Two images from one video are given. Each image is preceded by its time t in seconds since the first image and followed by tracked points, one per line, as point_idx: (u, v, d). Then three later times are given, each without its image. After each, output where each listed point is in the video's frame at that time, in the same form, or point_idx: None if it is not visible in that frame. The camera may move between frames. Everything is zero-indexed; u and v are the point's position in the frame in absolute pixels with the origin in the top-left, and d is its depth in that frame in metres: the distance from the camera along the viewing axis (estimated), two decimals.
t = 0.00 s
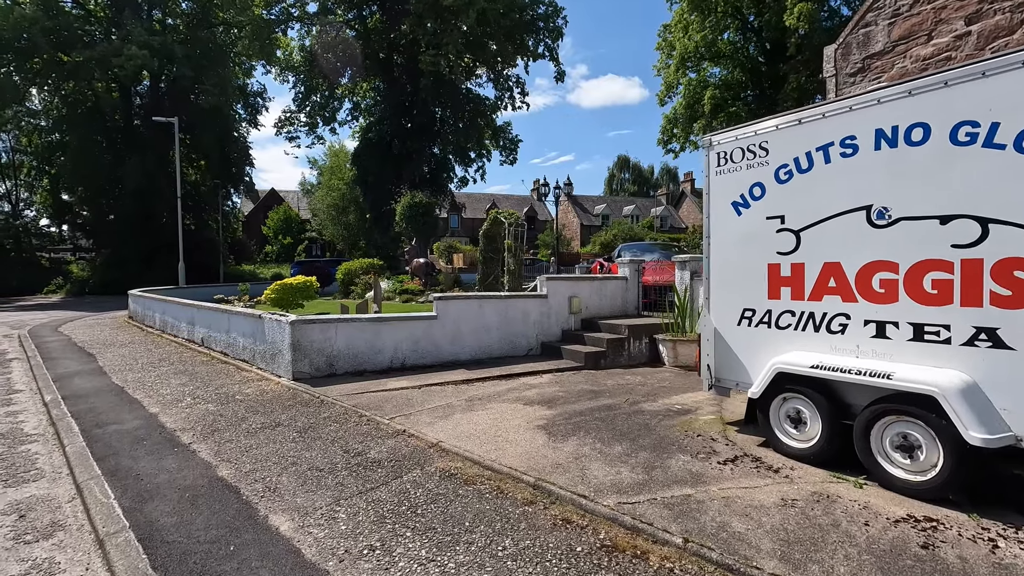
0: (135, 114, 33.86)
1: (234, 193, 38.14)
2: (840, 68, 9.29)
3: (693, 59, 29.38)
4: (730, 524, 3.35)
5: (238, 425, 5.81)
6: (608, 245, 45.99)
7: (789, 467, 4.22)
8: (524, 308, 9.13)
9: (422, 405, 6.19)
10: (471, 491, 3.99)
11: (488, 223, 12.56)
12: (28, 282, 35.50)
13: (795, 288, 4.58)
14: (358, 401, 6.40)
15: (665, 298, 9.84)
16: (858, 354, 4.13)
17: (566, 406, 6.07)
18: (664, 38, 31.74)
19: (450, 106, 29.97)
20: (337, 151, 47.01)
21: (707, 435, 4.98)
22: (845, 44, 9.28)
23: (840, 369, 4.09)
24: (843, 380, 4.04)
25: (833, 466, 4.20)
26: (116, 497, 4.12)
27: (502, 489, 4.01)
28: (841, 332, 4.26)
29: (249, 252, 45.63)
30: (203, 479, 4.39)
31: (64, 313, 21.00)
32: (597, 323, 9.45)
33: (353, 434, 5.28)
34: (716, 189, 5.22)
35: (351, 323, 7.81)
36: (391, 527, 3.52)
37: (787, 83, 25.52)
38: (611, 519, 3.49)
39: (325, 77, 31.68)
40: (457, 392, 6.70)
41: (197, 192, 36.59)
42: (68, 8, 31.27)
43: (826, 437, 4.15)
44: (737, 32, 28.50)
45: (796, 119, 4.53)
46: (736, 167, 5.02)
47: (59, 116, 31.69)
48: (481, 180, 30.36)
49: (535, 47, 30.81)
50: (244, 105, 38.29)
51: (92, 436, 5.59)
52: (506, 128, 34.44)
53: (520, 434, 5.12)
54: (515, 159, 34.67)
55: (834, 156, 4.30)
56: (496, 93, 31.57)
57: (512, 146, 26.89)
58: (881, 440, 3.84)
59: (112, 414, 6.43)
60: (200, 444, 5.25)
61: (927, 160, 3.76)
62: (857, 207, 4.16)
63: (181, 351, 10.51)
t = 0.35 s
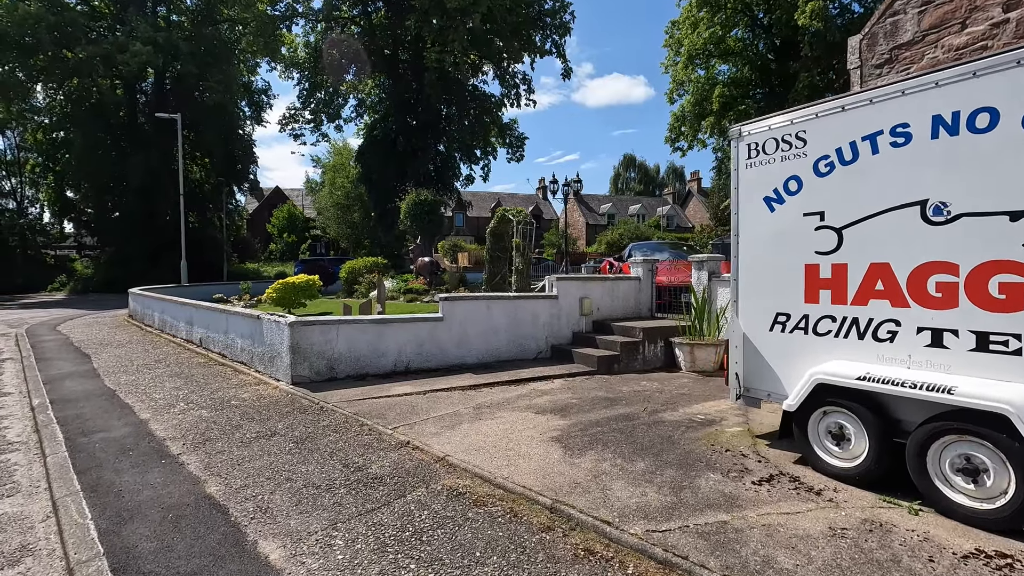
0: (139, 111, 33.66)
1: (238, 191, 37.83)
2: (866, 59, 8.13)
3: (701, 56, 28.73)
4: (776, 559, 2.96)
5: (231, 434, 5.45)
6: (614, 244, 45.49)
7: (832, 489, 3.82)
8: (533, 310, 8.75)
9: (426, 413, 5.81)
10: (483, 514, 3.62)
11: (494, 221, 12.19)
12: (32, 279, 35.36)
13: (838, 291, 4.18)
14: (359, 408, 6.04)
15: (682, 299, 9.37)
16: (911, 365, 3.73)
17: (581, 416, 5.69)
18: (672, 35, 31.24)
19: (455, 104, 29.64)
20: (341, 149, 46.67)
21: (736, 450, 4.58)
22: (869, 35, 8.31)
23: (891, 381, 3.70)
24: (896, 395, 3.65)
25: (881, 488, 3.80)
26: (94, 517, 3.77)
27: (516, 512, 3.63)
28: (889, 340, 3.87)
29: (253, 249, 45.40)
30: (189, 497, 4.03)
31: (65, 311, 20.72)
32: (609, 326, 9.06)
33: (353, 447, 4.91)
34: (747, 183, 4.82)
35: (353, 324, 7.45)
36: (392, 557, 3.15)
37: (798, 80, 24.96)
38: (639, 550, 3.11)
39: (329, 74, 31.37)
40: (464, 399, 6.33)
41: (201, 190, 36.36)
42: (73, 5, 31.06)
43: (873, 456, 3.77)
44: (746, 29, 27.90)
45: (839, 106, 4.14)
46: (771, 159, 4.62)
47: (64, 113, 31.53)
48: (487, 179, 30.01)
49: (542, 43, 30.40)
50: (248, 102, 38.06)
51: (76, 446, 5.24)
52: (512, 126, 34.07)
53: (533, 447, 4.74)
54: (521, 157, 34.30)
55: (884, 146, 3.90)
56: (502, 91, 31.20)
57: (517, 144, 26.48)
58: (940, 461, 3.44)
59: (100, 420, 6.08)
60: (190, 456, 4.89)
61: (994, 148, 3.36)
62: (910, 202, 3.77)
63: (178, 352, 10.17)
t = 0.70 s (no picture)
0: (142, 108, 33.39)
1: (242, 189, 37.35)
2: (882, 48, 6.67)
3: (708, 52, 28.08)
4: None
5: (214, 444, 5.06)
6: (619, 243, 44.98)
7: (877, 515, 3.40)
8: (539, 310, 8.33)
9: (424, 422, 5.40)
10: (485, 542, 3.22)
11: (499, 218, 11.76)
12: (34, 277, 35.19)
13: (881, 292, 3.75)
14: (353, 416, 5.64)
15: (697, 299, 8.91)
16: (969, 378, 3.31)
17: (591, 425, 5.27)
18: (679, 31, 30.69)
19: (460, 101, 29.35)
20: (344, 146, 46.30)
21: (764, 467, 4.16)
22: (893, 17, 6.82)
23: (946, 395, 3.26)
24: (951, 410, 3.22)
25: (933, 516, 3.37)
26: (50, 540, 3.39)
27: (521, 541, 3.23)
28: (941, 348, 3.45)
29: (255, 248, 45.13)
30: (160, 518, 3.64)
31: (64, 309, 20.45)
32: (619, 327, 8.63)
33: (344, 460, 4.52)
34: (775, 173, 4.40)
35: (349, 325, 7.05)
36: None
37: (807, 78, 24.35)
38: None
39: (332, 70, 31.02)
40: (465, 406, 5.94)
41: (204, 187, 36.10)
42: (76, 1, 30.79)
43: (924, 478, 3.35)
44: (754, 26, 27.30)
45: (884, 86, 3.71)
46: (805, 146, 4.19)
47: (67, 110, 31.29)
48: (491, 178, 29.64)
49: (548, 38, 29.91)
50: (252, 100, 37.80)
51: (47, 456, 4.85)
52: (516, 123, 33.68)
53: (539, 462, 4.32)
54: (525, 154, 33.90)
55: (937, 129, 3.47)
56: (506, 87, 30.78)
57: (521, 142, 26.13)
58: (1005, 488, 3.01)
59: (78, 426, 5.70)
60: (169, 469, 4.51)
61: None
62: (967, 193, 3.35)
63: (171, 353, 9.82)
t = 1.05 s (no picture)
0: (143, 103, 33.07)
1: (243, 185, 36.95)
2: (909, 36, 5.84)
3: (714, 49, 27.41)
4: None
5: (194, 455, 4.68)
6: (622, 242, 44.54)
7: (932, 548, 3.00)
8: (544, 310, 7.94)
9: (420, 432, 5.01)
10: None
11: (502, 214, 11.38)
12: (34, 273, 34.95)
13: (933, 294, 3.34)
14: (345, 423, 5.26)
15: (710, 300, 8.46)
16: None
17: (603, 437, 4.85)
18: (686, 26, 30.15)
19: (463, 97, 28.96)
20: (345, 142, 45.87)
21: (797, 487, 3.77)
22: None
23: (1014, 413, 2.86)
24: (1021, 430, 2.81)
25: (996, 550, 2.96)
26: None
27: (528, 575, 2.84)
28: (1005, 359, 3.04)
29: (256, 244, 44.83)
30: (124, 544, 3.25)
31: (61, 306, 20.14)
32: (628, 328, 8.23)
33: (334, 474, 4.13)
34: (810, 162, 4.00)
35: (345, 325, 6.67)
36: None
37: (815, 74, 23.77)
38: None
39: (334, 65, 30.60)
40: (466, 413, 5.55)
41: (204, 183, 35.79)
42: None
43: (988, 506, 2.94)
44: (762, 21, 26.71)
45: (938, 62, 3.32)
46: (844, 132, 3.79)
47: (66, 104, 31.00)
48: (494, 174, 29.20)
49: (552, 33, 29.44)
50: (253, 95, 37.45)
51: (13, 466, 4.49)
52: (520, 119, 33.25)
53: (547, 478, 3.93)
54: (529, 151, 33.46)
55: (1003, 108, 3.07)
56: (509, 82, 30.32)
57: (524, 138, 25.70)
58: None
59: (52, 434, 5.32)
60: (143, 483, 4.13)
61: None
62: None
63: (161, 352, 9.46)
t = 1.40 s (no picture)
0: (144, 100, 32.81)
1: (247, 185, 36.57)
2: (934, 23, 4.97)
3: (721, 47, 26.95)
4: None
5: (176, 473, 4.31)
6: (626, 242, 44.13)
7: None
8: (552, 314, 7.57)
9: (420, 447, 4.64)
10: None
11: (507, 213, 10.94)
12: (34, 272, 34.72)
13: (998, 303, 2.97)
14: (341, 436, 4.90)
15: (725, 304, 8.07)
16: None
17: (618, 454, 4.49)
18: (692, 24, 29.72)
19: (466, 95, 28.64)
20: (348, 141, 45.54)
21: (839, 517, 3.39)
22: None
23: None
24: None
25: None
26: None
27: None
28: None
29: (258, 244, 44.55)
30: None
31: (59, 305, 19.85)
32: (639, 333, 7.85)
33: (326, 497, 3.77)
34: (852, 156, 3.61)
35: (343, 330, 6.32)
36: None
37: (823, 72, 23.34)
38: None
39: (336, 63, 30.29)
40: (470, 426, 5.18)
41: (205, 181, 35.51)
42: None
43: None
44: (769, 20, 26.22)
45: (1005, 43, 2.95)
46: (893, 122, 3.41)
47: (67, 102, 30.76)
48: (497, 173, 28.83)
49: (556, 30, 29.06)
50: (256, 93, 37.17)
51: None
52: (523, 118, 32.90)
53: (560, 504, 3.56)
54: (532, 150, 33.11)
55: None
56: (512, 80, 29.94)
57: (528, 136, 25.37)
58: None
59: (27, 446, 4.97)
60: (119, 505, 3.78)
61: None
62: None
63: (153, 355, 9.12)
